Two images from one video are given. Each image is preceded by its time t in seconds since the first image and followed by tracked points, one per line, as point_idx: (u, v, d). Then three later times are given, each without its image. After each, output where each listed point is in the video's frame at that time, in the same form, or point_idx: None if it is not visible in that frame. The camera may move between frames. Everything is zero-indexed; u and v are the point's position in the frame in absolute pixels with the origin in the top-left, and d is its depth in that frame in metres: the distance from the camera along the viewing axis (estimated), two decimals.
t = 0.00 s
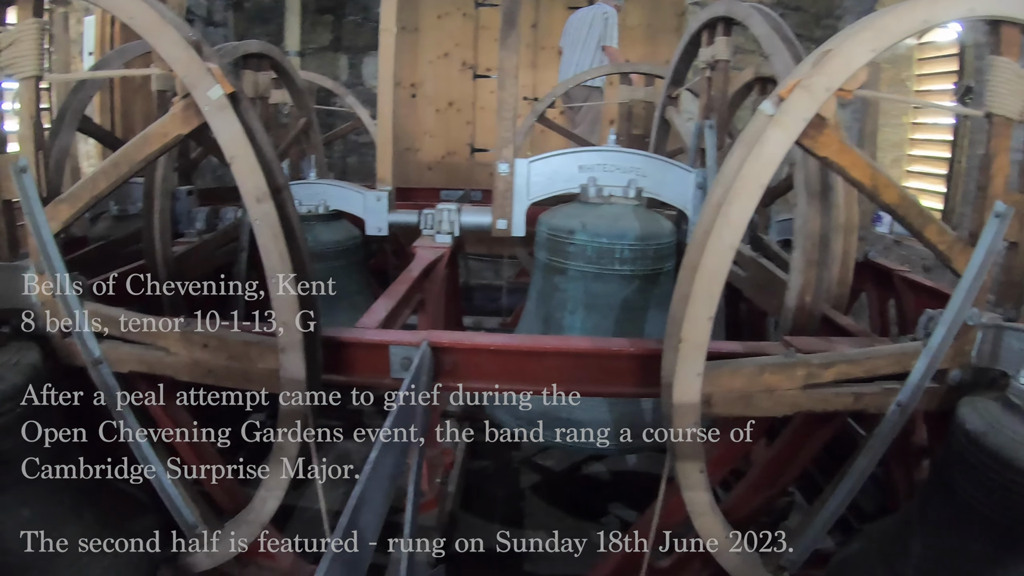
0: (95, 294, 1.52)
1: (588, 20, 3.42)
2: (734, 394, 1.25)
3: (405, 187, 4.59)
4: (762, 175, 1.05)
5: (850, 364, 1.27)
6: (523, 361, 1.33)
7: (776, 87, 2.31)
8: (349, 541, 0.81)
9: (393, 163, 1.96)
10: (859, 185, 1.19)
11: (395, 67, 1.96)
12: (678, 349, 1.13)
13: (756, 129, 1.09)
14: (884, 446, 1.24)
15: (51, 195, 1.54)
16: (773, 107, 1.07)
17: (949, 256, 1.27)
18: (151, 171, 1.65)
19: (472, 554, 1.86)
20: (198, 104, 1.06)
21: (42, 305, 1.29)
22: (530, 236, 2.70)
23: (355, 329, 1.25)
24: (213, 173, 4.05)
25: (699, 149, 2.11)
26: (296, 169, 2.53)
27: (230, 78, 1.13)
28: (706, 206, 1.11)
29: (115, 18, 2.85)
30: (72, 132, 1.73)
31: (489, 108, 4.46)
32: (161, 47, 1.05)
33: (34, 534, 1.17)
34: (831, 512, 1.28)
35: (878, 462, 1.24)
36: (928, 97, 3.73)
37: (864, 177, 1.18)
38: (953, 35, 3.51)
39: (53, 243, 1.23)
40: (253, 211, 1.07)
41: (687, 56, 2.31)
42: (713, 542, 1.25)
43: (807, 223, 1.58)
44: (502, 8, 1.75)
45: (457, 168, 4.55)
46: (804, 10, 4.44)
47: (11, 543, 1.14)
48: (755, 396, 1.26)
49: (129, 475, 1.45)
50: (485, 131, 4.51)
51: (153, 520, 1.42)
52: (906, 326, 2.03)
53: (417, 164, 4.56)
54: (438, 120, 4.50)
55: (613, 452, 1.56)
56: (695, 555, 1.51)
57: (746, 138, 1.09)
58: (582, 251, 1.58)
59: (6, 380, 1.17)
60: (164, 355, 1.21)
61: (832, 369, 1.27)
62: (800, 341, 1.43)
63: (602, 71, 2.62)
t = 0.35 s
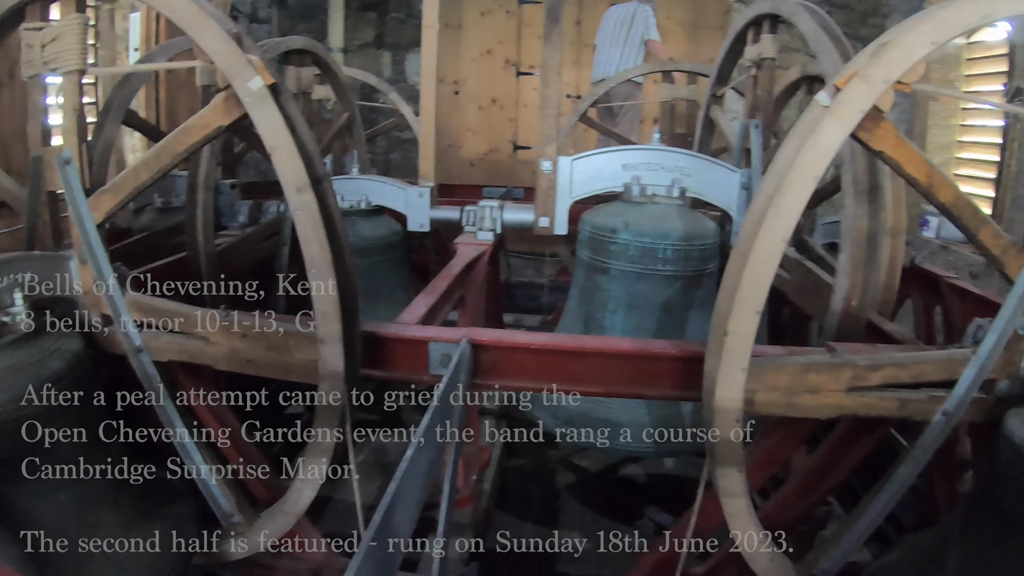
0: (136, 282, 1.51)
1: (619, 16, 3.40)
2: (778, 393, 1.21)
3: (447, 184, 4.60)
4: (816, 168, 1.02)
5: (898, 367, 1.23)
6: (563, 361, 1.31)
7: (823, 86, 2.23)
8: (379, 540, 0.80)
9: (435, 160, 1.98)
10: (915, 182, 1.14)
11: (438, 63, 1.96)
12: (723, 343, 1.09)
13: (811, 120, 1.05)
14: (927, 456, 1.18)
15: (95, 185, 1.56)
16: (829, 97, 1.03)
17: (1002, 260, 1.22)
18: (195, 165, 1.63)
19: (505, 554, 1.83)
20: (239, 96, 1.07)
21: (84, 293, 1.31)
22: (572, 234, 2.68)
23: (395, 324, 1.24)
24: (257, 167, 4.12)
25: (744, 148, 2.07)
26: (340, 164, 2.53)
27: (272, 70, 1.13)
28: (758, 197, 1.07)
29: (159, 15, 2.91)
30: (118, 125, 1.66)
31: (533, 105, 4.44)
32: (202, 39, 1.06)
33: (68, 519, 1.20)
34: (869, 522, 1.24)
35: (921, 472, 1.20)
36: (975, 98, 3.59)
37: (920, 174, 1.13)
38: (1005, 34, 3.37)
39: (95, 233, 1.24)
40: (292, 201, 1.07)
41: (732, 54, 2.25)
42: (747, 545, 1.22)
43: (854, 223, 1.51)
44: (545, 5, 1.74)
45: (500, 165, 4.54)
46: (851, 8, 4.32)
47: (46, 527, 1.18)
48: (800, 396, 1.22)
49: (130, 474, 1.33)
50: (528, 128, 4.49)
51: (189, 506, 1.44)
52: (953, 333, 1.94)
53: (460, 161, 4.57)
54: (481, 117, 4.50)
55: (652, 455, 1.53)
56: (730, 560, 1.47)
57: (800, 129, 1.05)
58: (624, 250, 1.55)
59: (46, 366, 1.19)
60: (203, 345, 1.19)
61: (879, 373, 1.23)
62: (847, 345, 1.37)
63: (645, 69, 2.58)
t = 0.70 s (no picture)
0: (172, 275, 1.53)
1: (645, 19, 3.40)
2: (811, 410, 1.17)
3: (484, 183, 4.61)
4: (853, 181, 0.98)
5: (936, 384, 1.18)
6: (598, 364, 1.29)
7: (863, 88, 2.18)
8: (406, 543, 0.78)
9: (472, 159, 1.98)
10: (954, 194, 1.10)
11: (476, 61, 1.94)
12: (758, 359, 1.06)
13: (847, 131, 1.01)
14: (966, 474, 1.15)
15: (134, 181, 1.58)
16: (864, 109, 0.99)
17: None
18: (233, 160, 1.63)
19: (533, 554, 1.77)
20: (276, 93, 1.07)
21: (121, 285, 1.33)
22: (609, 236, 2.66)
23: (429, 323, 1.23)
24: (296, 165, 4.15)
25: (784, 151, 2.02)
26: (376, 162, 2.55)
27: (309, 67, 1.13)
28: (793, 211, 1.05)
29: (199, 13, 2.95)
30: (158, 121, 1.68)
31: (571, 106, 4.41)
32: (241, 37, 1.06)
33: (99, 505, 1.22)
34: (903, 544, 1.20)
35: (959, 491, 1.16)
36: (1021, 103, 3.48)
37: (958, 186, 1.09)
38: None
39: (132, 226, 1.26)
40: (329, 197, 1.06)
41: (772, 56, 2.20)
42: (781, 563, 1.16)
43: (896, 231, 1.47)
44: (584, 4, 1.72)
45: (537, 166, 4.54)
46: (891, 10, 4.22)
47: (77, 513, 1.20)
48: (835, 414, 1.18)
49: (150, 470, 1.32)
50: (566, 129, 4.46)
51: (218, 498, 1.44)
52: (994, 345, 1.88)
53: (497, 161, 4.56)
54: (518, 117, 4.48)
55: (684, 461, 1.51)
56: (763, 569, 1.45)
57: (836, 141, 1.02)
58: (660, 253, 1.52)
59: (82, 356, 1.20)
60: (237, 339, 1.19)
61: (917, 390, 1.18)
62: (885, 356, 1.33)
63: (684, 70, 2.54)
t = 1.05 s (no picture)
0: (217, 268, 1.55)
1: (679, 25, 3.34)
2: (854, 431, 1.12)
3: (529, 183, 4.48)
4: (894, 201, 0.94)
5: (982, 405, 1.12)
6: (639, 368, 1.27)
7: (913, 92, 2.11)
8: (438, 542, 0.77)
9: (517, 158, 1.95)
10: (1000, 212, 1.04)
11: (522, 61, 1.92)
12: (798, 382, 1.03)
13: (889, 149, 0.97)
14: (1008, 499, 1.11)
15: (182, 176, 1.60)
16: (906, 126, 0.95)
17: None
18: (280, 155, 1.64)
19: (568, 557, 1.75)
20: (325, 92, 1.07)
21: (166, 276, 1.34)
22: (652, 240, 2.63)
23: (471, 321, 1.23)
24: (341, 162, 4.16)
25: (831, 156, 1.97)
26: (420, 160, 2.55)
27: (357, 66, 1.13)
28: (836, 228, 1.01)
29: (247, 12, 2.99)
30: (205, 114, 1.70)
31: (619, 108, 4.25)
32: (291, 34, 1.07)
33: (137, 491, 1.25)
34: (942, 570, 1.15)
35: (1002, 515, 1.12)
36: None
37: (1005, 202, 1.03)
38: None
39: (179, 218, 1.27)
40: (374, 198, 1.05)
41: (820, 59, 2.14)
42: None
43: (944, 241, 1.40)
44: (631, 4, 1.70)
45: (581, 167, 4.40)
46: (942, 13, 4.08)
47: (115, 498, 1.22)
48: (877, 434, 1.13)
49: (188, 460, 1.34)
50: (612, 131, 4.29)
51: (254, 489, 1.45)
52: None
53: (542, 161, 4.47)
54: (564, 118, 4.35)
55: (722, 470, 1.48)
56: None
57: (878, 159, 0.98)
58: (705, 257, 1.52)
59: (125, 345, 1.22)
60: (279, 333, 1.20)
61: (963, 412, 1.13)
62: (931, 371, 1.28)
63: (732, 72, 2.50)
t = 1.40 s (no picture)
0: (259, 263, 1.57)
1: (715, 33, 3.28)
2: (900, 439, 1.07)
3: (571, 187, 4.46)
4: (951, 201, 0.88)
5: None
6: (681, 373, 1.25)
7: (962, 97, 2.05)
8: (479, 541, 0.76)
9: (560, 160, 1.96)
10: None
11: (566, 62, 1.91)
12: (846, 385, 0.98)
13: (945, 149, 0.92)
14: None
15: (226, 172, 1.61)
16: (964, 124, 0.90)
17: None
18: (323, 153, 1.65)
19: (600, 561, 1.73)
20: (370, 91, 1.07)
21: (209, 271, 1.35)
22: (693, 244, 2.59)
23: (513, 322, 1.22)
24: (382, 161, 4.16)
25: (877, 162, 1.93)
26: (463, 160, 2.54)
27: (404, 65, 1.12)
28: (888, 230, 0.95)
29: (291, 11, 3.02)
30: (249, 114, 1.71)
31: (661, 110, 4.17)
32: (337, 32, 1.07)
33: (174, 482, 1.26)
34: None
35: None
36: None
37: None
38: None
39: (222, 213, 1.28)
40: (420, 196, 1.05)
41: (867, 63, 2.10)
42: None
43: (994, 250, 1.35)
44: (676, 6, 1.68)
45: (623, 170, 4.31)
46: (988, 16, 3.98)
47: (152, 487, 1.23)
48: (923, 443, 1.08)
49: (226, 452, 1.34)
50: (655, 132, 4.21)
51: (290, 483, 1.45)
52: None
53: (584, 164, 4.39)
54: (606, 120, 4.28)
55: (759, 480, 1.45)
56: None
57: (934, 159, 0.93)
58: (748, 263, 1.50)
59: (167, 337, 1.22)
60: (320, 329, 1.20)
61: (1011, 423, 1.09)
62: (980, 384, 1.23)
63: (778, 75, 2.46)
